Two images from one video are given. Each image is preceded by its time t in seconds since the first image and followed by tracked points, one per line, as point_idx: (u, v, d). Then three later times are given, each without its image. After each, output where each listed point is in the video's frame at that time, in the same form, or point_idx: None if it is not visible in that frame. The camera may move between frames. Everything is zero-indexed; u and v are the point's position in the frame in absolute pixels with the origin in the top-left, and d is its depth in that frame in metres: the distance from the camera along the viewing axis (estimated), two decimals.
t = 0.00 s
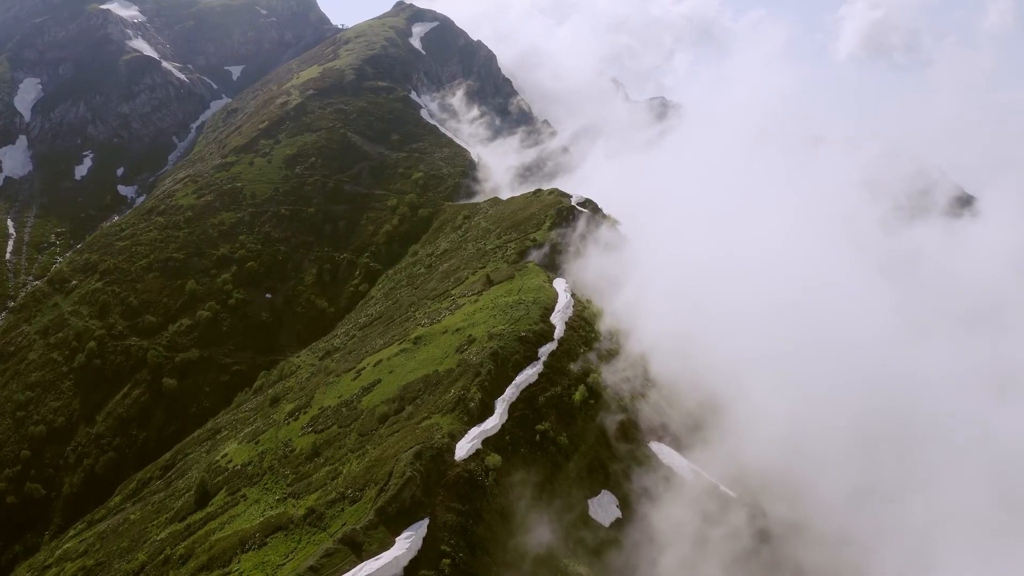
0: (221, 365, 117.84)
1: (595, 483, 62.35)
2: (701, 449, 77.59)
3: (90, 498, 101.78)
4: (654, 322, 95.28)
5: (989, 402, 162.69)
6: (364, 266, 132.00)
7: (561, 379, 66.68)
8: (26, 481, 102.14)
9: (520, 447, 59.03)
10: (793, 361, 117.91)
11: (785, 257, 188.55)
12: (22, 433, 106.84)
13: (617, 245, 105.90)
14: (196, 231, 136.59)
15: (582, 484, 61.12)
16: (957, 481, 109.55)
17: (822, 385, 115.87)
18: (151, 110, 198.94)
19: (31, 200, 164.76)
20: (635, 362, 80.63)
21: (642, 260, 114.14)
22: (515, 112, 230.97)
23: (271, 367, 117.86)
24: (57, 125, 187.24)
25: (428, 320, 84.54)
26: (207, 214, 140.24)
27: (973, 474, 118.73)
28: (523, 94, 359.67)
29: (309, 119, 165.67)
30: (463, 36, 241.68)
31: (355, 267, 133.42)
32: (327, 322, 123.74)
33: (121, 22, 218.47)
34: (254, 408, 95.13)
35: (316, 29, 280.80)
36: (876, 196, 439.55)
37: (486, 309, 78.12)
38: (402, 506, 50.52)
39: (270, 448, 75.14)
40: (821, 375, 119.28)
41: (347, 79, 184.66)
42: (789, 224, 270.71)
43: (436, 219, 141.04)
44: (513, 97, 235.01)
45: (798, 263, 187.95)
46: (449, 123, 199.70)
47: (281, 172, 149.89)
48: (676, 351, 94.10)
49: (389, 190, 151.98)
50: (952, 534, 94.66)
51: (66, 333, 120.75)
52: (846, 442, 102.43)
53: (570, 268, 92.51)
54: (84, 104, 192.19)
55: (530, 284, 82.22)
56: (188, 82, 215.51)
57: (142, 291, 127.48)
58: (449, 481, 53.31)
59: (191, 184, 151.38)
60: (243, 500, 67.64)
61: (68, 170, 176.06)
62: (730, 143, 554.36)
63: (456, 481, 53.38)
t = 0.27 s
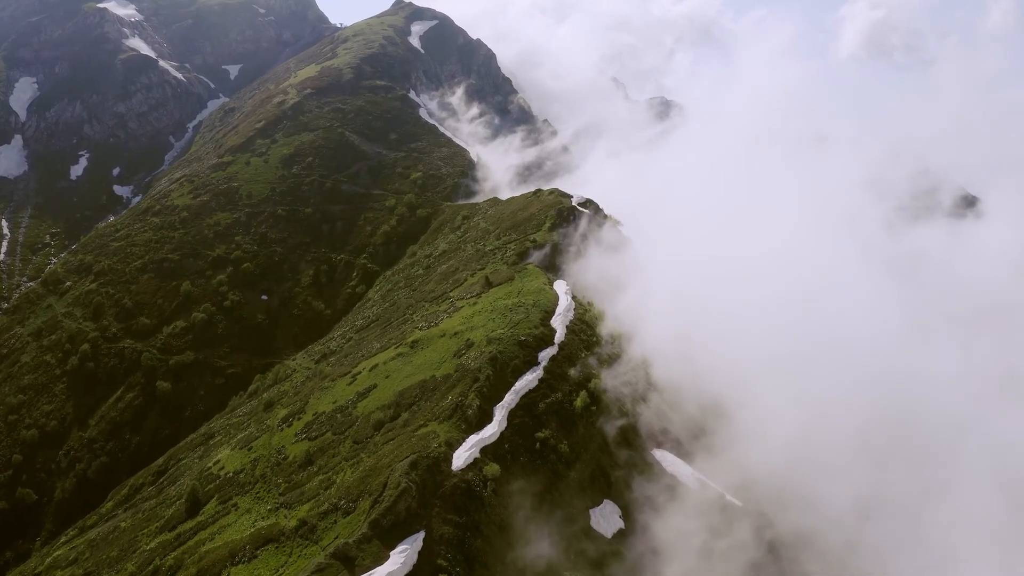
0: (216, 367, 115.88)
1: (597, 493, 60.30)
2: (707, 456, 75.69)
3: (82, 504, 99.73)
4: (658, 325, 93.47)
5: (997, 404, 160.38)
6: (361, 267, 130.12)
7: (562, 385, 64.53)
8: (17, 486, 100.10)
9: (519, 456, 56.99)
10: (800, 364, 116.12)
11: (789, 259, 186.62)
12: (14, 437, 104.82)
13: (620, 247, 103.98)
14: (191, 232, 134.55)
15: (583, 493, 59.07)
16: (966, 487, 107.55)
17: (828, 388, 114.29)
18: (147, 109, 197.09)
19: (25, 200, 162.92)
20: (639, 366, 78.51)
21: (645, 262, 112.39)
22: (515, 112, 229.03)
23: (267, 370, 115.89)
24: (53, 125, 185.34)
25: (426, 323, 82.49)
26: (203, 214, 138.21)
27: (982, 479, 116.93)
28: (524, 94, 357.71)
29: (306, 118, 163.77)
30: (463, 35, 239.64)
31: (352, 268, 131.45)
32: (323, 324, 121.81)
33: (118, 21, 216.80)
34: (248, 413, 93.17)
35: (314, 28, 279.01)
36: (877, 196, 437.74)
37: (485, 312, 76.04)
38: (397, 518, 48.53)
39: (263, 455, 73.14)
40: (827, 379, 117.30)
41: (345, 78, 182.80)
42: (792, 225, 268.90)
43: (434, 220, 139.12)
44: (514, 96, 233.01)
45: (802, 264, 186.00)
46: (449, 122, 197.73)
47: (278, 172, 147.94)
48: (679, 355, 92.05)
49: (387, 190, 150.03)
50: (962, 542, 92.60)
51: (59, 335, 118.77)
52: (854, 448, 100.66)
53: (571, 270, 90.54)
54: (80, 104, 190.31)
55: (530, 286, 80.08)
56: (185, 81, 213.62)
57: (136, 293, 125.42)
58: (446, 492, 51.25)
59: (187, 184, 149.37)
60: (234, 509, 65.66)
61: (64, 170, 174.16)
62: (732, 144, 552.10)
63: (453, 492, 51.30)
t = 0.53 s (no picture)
0: (211, 375, 113.94)
1: (599, 507, 58.27)
2: (712, 468, 73.69)
3: (73, 513, 97.49)
4: (662, 333, 91.61)
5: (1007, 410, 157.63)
6: (358, 272, 128.31)
7: (562, 395, 62.53)
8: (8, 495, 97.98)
9: (519, 470, 54.97)
10: (807, 372, 114.10)
11: (793, 264, 184.61)
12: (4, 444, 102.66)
13: (622, 252, 102.20)
14: (186, 236, 132.66)
15: (585, 508, 57.05)
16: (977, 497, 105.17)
17: (836, 396, 112.16)
18: (144, 112, 195.54)
19: (20, 203, 161.22)
20: (641, 375, 76.52)
21: (648, 268, 110.69)
22: (515, 115, 227.41)
23: (262, 377, 113.94)
24: (49, 128, 183.80)
25: (423, 330, 80.54)
26: (199, 218, 136.30)
27: (995, 489, 114.62)
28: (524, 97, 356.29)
29: (304, 121, 162.25)
30: (462, 37, 238.14)
31: (349, 273, 129.66)
32: (320, 330, 119.98)
33: (115, 23, 215.58)
34: (243, 422, 91.18)
35: (312, 31, 277.80)
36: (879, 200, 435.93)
37: (483, 319, 74.07)
38: (391, 536, 46.57)
39: (255, 467, 71.19)
40: (834, 386, 115.07)
41: (343, 81, 181.34)
42: (795, 229, 267.16)
43: (433, 224, 137.38)
44: (513, 99, 231.47)
45: (806, 269, 184.02)
46: (447, 125, 196.02)
47: (274, 175, 146.21)
48: (684, 363, 89.90)
49: (385, 194, 148.34)
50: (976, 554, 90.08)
51: (53, 341, 116.79)
52: (863, 458, 98.58)
53: (572, 275, 88.70)
54: (76, 107, 188.76)
55: (529, 292, 78.16)
56: (182, 84, 212.21)
57: (130, 298, 123.34)
58: (443, 507, 49.24)
59: (182, 187, 147.57)
60: (225, 523, 63.61)
61: (59, 174, 172.46)
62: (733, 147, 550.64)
63: (449, 508, 49.27)
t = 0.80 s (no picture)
0: (204, 383, 111.56)
1: (601, 525, 55.94)
2: (719, 482, 71.39)
3: (61, 526, 94.84)
4: (667, 342, 89.69)
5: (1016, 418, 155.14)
6: (355, 279, 126.15)
7: (563, 408, 60.22)
8: None
9: (518, 487, 52.67)
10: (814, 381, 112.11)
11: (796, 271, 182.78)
12: None
13: (625, 260, 100.34)
14: (181, 242, 130.46)
15: (586, 526, 54.69)
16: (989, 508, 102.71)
17: (844, 406, 110.14)
18: (140, 117, 193.87)
19: (14, 208, 159.08)
20: (645, 386, 74.27)
21: (651, 276, 108.98)
22: (514, 119, 225.80)
23: (256, 386, 111.60)
24: (43, 132, 181.98)
25: (419, 340, 78.37)
26: (193, 224, 134.12)
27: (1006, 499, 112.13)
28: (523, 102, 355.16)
29: (300, 125, 160.53)
30: (461, 42, 236.87)
31: (346, 279, 127.50)
32: (316, 338, 117.71)
33: (111, 28, 214.29)
34: (235, 433, 88.82)
35: (310, 35, 276.75)
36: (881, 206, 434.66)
37: (481, 328, 71.84)
38: (383, 559, 44.28)
39: (245, 481, 68.84)
40: (840, 395, 113.03)
41: (340, 85, 179.75)
42: (797, 236, 265.49)
43: (431, 230, 135.37)
44: (512, 103, 229.89)
45: (810, 276, 182.24)
46: (446, 130, 194.31)
47: (270, 180, 144.25)
48: (689, 372, 87.80)
49: (383, 200, 146.39)
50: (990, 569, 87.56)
51: (44, 349, 114.38)
52: (873, 470, 96.48)
53: (573, 283, 86.62)
54: (72, 111, 187.02)
55: (529, 300, 75.97)
56: (179, 88, 210.60)
57: (123, 304, 120.98)
58: (438, 527, 46.98)
59: (177, 192, 145.48)
60: (212, 540, 61.24)
61: (54, 179, 170.48)
62: (733, 152, 549.49)
63: (445, 528, 47.00)
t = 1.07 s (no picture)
0: (198, 391, 109.46)
1: (604, 541, 53.78)
2: (725, 496, 69.21)
3: (51, 537, 92.43)
4: (671, 349, 87.90)
5: None
6: (352, 285, 124.26)
7: (564, 420, 57.96)
8: None
9: (517, 503, 50.51)
10: (820, 389, 110.25)
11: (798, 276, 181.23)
12: None
13: (627, 265, 98.58)
14: (176, 247, 128.46)
15: (588, 543, 52.54)
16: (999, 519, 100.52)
17: (850, 414, 108.21)
18: (136, 121, 192.35)
19: (8, 212, 157.25)
20: (648, 395, 72.12)
21: (653, 282, 107.34)
22: (514, 122, 224.39)
23: (251, 394, 109.52)
24: (39, 136, 180.40)
25: (417, 348, 76.37)
26: (189, 229, 132.16)
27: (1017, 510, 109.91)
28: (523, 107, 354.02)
29: (298, 129, 158.96)
30: (460, 45, 235.76)
31: (343, 285, 125.58)
32: (312, 345, 115.70)
33: (108, 31, 213.01)
34: (228, 443, 86.66)
35: (309, 38, 275.87)
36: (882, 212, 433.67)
37: (479, 337, 69.78)
38: None
39: (236, 494, 66.69)
40: (846, 403, 111.10)
41: (339, 88, 178.34)
42: (798, 241, 264.02)
43: (429, 235, 133.60)
44: (512, 107, 228.50)
45: (813, 281, 180.68)
46: (446, 133, 192.72)
47: (267, 185, 142.51)
48: (693, 381, 85.83)
49: (381, 204, 144.65)
50: None
51: (36, 355, 112.09)
52: (882, 481, 94.49)
53: (573, 290, 84.71)
54: (68, 115, 185.51)
55: (529, 307, 73.90)
56: (176, 92, 209.13)
57: (117, 310, 118.83)
58: (434, 546, 44.78)
59: (173, 197, 143.60)
60: (201, 557, 59.08)
61: (49, 183, 168.74)
62: (734, 157, 548.43)
63: (442, 547, 44.80)
